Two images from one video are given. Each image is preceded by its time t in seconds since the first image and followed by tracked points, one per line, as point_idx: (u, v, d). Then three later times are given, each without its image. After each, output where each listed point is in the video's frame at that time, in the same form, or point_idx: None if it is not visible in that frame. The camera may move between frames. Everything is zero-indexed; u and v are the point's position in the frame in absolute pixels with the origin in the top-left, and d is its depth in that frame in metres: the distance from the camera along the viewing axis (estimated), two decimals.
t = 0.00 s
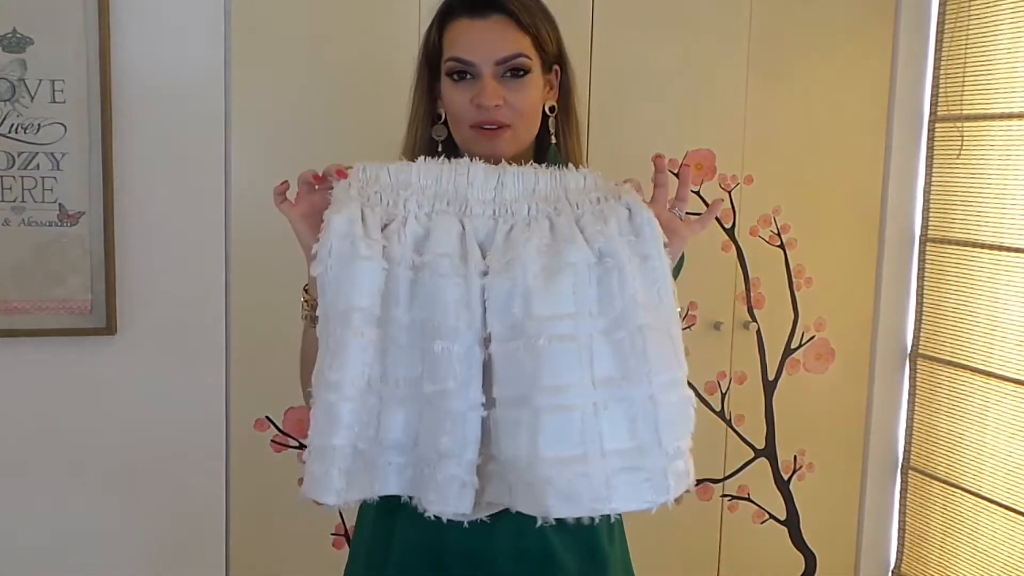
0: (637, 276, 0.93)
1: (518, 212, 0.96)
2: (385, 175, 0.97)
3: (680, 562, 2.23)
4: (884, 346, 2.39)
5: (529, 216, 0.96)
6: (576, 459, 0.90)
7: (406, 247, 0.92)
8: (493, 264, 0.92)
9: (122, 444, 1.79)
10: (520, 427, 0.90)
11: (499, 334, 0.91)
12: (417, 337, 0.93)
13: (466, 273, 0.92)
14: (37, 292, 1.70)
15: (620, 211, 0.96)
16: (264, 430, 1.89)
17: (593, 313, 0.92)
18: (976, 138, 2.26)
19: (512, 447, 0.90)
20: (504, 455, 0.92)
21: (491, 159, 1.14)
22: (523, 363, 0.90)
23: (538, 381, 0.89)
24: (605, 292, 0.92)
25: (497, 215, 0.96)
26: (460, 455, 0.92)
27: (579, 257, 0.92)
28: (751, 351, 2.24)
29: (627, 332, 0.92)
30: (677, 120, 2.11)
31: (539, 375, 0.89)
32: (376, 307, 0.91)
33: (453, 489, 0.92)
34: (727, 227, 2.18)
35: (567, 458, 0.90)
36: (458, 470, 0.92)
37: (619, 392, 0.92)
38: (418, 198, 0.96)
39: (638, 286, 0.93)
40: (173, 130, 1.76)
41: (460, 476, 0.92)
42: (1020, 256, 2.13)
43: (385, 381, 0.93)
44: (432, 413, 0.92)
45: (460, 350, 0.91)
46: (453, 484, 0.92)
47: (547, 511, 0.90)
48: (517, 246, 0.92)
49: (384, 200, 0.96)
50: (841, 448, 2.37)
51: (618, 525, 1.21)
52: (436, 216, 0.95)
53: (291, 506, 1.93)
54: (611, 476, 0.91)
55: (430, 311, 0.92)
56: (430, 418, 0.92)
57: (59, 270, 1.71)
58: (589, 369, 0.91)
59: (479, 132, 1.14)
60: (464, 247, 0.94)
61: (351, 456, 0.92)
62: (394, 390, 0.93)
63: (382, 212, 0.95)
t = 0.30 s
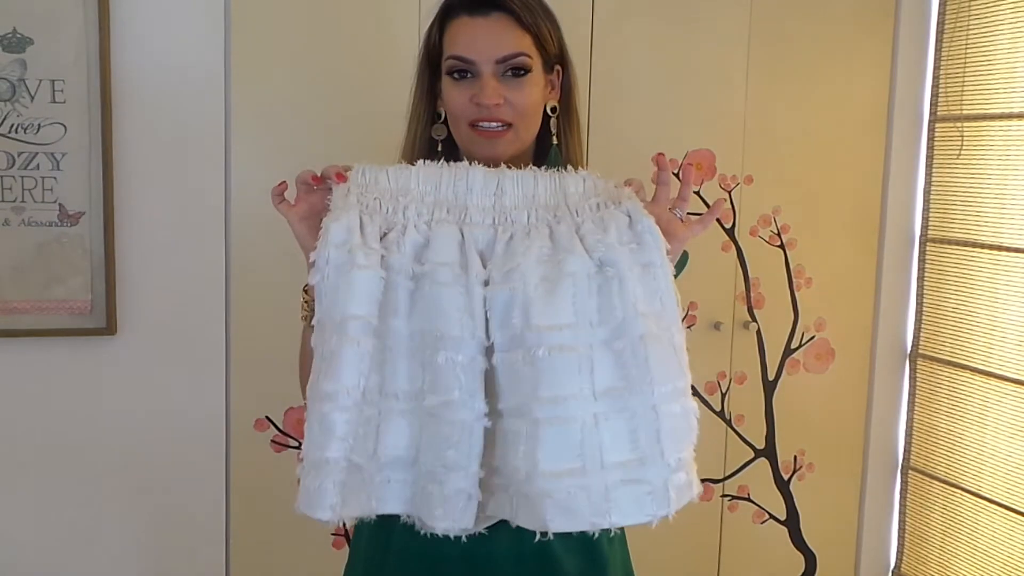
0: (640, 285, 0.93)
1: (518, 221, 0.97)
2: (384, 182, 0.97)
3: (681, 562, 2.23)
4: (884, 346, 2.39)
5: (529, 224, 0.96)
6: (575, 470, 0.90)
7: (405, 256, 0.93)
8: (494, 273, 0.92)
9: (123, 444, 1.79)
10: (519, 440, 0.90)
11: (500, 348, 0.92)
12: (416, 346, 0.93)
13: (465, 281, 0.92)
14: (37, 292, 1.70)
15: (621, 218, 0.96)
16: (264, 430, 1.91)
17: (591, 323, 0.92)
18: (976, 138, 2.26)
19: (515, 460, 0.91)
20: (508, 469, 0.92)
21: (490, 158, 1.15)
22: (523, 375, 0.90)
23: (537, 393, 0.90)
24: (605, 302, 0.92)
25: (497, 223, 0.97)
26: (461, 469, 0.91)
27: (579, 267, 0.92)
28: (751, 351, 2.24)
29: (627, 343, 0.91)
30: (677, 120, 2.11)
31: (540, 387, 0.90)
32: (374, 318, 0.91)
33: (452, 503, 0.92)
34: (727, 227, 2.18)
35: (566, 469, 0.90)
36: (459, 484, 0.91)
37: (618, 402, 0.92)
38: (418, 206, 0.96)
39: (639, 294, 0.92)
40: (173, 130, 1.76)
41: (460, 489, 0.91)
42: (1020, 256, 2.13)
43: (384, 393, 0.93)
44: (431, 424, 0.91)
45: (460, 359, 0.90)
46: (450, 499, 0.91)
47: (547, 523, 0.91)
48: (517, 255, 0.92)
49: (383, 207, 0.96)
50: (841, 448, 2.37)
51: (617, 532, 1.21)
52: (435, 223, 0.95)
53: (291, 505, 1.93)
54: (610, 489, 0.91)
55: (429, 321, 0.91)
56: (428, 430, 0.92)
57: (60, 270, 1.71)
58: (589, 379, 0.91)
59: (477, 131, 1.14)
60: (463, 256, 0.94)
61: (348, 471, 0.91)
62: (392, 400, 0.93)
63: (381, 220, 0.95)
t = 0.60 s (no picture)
0: (631, 294, 0.96)
1: (520, 238, 1.00)
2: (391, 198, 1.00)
3: (681, 562, 2.23)
4: (885, 346, 2.39)
5: (531, 241, 1.00)
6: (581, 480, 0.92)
7: (411, 276, 0.96)
8: (500, 292, 0.96)
9: (122, 444, 1.79)
10: (522, 450, 0.92)
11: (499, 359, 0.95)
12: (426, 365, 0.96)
13: (469, 297, 0.96)
14: (37, 292, 1.70)
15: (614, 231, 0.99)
16: (264, 430, 1.91)
17: (592, 334, 0.95)
18: (976, 139, 2.25)
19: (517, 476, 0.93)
20: (514, 484, 0.93)
21: (492, 157, 1.14)
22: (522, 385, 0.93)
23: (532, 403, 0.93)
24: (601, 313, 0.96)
25: (498, 239, 1.00)
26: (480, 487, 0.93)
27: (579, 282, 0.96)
28: (751, 351, 2.23)
29: (625, 351, 0.94)
30: (677, 120, 2.11)
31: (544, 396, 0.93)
32: (381, 333, 0.94)
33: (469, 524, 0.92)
34: (727, 227, 2.18)
35: (569, 477, 0.92)
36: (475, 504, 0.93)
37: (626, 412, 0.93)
38: (424, 225, 0.99)
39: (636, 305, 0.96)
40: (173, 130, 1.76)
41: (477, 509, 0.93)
42: (1021, 256, 2.13)
43: (393, 411, 0.94)
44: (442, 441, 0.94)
45: (468, 375, 0.94)
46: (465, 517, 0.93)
47: (558, 537, 0.92)
48: (517, 273, 0.97)
49: (391, 224, 0.98)
50: (841, 448, 2.37)
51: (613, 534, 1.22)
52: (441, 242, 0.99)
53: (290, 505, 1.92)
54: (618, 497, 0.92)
55: (438, 339, 0.95)
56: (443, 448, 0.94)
57: (59, 270, 1.71)
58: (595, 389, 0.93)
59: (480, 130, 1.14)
60: (469, 275, 0.97)
61: (356, 491, 0.92)
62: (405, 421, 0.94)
63: (389, 238, 0.98)
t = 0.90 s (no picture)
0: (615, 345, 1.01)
1: (521, 279, 0.98)
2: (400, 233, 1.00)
3: (681, 562, 2.23)
4: (885, 347, 2.39)
5: (532, 282, 0.98)
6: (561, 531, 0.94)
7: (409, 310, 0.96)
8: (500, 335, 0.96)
9: (122, 444, 1.79)
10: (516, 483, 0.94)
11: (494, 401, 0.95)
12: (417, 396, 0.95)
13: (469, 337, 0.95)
14: (37, 292, 1.70)
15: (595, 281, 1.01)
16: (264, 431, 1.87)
17: (588, 390, 0.95)
18: (976, 139, 2.26)
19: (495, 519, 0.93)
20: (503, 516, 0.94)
21: (479, 155, 1.14)
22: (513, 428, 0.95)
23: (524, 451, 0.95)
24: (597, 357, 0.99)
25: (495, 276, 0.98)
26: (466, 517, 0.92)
27: (580, 338, 0.96)
28: (751, 351, 2.24)
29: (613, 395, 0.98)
30: (677, 120, 2.11)
31: (536, 448, 0.94)
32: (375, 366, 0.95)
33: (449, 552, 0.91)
34: (727, 227, 2.18)
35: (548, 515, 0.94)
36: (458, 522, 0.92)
37: (616, 473, 0.95)
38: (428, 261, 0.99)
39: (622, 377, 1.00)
40: (173, 130, 1.76)
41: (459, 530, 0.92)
42: (1020, 256, 2.13)
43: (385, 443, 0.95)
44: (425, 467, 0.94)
45: (466, 412, 0.93)
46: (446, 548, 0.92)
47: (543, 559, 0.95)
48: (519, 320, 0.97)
49: (396, 263, 0.99)
50: (841, 448, 2.37)
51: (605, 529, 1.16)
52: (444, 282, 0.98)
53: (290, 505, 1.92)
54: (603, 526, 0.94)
55: (435, 373, 0.94)
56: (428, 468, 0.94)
57: (60, 270, 1.71)
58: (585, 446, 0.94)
59: (467, 125, 1.13)
60: (468, 316, 0.97)
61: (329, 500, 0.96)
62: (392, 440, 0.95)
63: (391, 276, 0.98)
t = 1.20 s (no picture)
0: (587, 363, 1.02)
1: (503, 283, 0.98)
2: (380, 237, 1.00)
3: (681, 562, 2.23)
4: (885, 347, 2.39)
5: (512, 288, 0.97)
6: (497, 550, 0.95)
7: (384, 312, 0.94)
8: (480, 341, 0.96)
9: (121, 444, 1.79)
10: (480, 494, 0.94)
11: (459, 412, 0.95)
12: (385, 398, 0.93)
13: (440, 341, 0.94)
14: (37, 292, 1.70)
15: (531, 323, 0.98)
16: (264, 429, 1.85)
17: (551, 411, 0.96)
18: (976, 139, 2.26)
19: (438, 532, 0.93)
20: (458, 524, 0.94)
21: (465, 150, 1.12)
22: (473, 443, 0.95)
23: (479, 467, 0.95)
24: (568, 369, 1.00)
25: (466, 288, 0.96)
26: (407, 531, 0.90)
27: (550, 357, 0.97)
28: (751, 351, 2.24)
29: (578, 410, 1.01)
30: (677, 120, 2.11)
31: (496, 466, 0.93)
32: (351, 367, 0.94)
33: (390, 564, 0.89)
34: (727, 227, 2.18)
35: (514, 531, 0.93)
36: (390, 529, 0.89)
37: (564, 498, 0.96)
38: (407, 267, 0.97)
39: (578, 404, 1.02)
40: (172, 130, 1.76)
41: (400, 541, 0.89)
42: (1021, 256, 2.13)
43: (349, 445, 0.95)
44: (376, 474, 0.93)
45: (439, 421, 0.92)
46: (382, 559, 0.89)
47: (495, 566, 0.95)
48: (487, 336, 0.96)
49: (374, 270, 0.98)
50: (841, 448, 2.37)
51: (595, 543, 1.16)
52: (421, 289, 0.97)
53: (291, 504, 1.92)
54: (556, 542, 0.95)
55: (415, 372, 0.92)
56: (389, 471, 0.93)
57: (60, 270, 1.71)
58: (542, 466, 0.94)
59: (456, 119, 1.13)
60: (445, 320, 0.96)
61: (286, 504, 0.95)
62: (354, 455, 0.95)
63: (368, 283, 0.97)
